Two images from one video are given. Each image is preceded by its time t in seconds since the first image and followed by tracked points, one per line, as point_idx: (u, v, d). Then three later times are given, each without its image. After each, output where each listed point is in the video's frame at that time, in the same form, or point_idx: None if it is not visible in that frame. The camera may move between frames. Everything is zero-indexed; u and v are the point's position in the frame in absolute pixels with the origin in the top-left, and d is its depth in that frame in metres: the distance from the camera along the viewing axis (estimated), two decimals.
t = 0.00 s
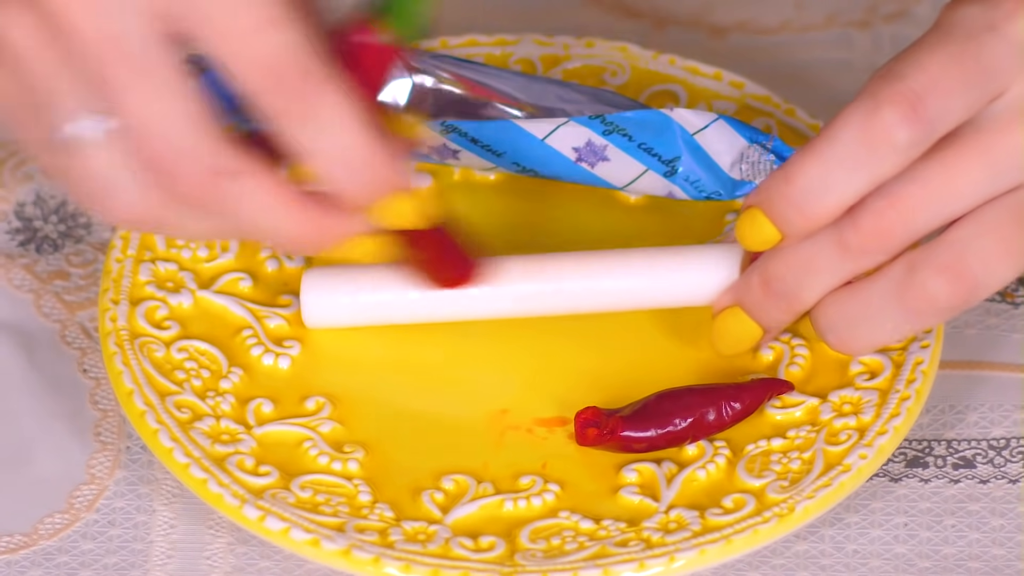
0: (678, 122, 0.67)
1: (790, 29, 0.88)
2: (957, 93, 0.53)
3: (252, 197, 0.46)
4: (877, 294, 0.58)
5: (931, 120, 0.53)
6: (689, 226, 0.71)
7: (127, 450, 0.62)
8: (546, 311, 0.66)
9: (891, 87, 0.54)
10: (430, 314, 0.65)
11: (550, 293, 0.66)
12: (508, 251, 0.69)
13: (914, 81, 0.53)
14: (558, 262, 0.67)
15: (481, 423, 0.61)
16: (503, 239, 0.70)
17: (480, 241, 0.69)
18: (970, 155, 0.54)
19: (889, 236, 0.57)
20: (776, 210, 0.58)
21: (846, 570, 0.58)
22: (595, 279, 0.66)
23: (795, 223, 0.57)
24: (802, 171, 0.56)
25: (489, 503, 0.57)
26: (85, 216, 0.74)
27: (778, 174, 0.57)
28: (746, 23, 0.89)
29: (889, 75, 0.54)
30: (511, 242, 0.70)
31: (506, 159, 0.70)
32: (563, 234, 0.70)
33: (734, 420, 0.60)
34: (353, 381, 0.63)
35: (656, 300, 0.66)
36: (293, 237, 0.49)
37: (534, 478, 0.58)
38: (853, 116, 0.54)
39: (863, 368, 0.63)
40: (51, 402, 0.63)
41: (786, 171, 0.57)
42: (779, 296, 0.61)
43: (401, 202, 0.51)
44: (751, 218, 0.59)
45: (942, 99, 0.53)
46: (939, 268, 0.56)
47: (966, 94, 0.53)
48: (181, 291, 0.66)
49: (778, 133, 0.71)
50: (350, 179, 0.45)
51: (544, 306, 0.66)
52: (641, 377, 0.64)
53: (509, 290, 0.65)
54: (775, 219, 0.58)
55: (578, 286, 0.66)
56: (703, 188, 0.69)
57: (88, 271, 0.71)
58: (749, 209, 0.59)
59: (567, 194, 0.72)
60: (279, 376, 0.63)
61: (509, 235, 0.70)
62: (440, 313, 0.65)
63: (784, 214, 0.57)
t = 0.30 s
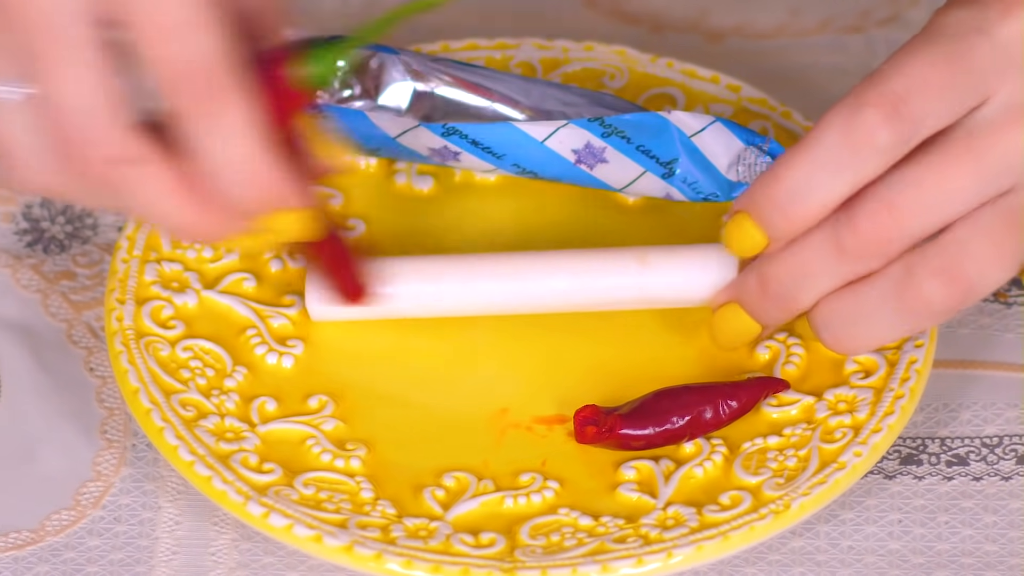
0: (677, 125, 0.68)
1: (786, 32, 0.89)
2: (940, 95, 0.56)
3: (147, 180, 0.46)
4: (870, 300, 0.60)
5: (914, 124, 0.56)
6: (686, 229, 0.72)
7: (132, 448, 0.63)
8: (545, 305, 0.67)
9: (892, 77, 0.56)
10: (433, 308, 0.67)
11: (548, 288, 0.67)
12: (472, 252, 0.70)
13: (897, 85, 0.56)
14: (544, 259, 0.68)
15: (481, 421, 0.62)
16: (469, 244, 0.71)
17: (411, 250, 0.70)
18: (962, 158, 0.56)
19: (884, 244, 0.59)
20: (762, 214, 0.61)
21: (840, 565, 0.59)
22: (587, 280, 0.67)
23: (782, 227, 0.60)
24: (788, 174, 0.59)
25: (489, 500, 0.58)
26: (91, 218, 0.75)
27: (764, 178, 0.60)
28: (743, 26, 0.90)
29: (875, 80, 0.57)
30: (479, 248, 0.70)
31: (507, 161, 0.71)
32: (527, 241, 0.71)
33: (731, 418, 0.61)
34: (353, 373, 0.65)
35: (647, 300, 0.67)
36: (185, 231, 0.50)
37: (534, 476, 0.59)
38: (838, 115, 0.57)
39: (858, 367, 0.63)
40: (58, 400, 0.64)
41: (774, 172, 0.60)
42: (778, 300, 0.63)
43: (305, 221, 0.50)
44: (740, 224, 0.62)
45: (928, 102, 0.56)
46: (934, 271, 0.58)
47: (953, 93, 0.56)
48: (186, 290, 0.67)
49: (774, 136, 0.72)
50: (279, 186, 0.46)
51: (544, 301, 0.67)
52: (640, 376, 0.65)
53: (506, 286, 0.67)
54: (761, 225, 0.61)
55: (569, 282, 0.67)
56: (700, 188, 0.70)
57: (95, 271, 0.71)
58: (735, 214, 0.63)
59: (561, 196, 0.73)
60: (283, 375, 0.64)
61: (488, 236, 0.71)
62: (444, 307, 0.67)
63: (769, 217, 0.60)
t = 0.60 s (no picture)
0: (673, 127, 0.69)
1: (782, 36, 0.90)
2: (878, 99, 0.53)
3: (78, 157, 0.54)
4: (882, 301, 0.56)
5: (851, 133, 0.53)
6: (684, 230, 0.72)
7: (138, 445, 0.64)
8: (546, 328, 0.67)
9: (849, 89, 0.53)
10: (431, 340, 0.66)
11: (543, 312, 0.66)
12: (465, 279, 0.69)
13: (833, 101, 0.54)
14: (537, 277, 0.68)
15: (482, 420, 0.63)
16: (471, 252, 0.71)
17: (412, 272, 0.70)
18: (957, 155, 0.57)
19: (882, 239, 0.54)
20: (718, 241, 0.60)
21: (835, 561, 0.60)
22: (589, 288, 0.66)
23: (743, 247, 0.59)
24: (741, 197, 0.58)
25: (490, 496, 0.59)
26: (98, 218, 0.76)
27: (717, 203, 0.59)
28: (739, 30, 0.91)
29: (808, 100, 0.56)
30: (483, 261, 0.70)
31: (507, 163, 0.72)
32: (529, 245, 0.71)
33: (728, 416, 0.62)
34: (357, 380, 0.65)
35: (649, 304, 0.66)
36: (115, 200, 0.56)
37: (534, 473, 0.60)
38: (774, 140, 0.56)
39: (853, 366, 0.64)
40: (65, 399, 0.65)
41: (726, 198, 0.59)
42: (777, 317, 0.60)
43: (224, 192, 0.56)
44: (700, 260, 0.61)
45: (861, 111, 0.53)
46: (940, 266, 0.53)
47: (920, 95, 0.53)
48: (191, 291, 0.68)
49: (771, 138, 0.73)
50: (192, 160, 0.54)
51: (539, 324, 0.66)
52: (639, 374, 0.66)
53: (501, 312, 0.66)
54: (722, 254, 0.60)
55: (558, 300, 0.66)
56: (697, 190, 0.72)
57: (101, 271, 0.73)
58: (694, 257, 0.62)
59: (558, 197, 0.74)
60: (286, 373, 0.65)
61: (488, 239, 0.72)
62: (443, 338, 0.66)
63: (726, 241, 0.59)
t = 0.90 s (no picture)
0: (671, 130, 0.70)
1: (779, 39, 0.91)
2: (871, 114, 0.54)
3: (129, 162, 0.53)
4: (871, 328, 0.60)
5: (844, 148, 0.55)
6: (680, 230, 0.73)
7: (144, 443, 0.65)
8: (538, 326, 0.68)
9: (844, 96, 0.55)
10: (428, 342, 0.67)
11: (539, 309, 0.67)
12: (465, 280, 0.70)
13: (826, 114, 0.55)
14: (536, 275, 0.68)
15: (483, 418, 0.64)
16: (474, 250, 0.72)
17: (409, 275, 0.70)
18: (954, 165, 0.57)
19: (874, 271, 0.57)
20: (705, 244, 0.60)
21: (830, 557, 0.60)
22: (590, 284, 0.67)
23: (733, 250, 0.60)
24: (732, 201, 0.59)
25: (490, 493, 0.60)
26: (104, 219, 0.77)
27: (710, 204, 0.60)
28: (736, 34, 0.92)
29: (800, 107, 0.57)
30: (483, 260, 0.72)
31: (507, 165, 0.73)
32: (528, 246, 0.72)
33: (725, 414, 0.63)
34: (354, 374, 0.66)
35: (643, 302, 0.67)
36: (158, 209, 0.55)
37: (533, 470, 0.61)
38: (767, 145, 0.58)
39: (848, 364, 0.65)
40: (72, 397, 0.66)
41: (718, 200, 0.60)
42: (769, 320, 0.63)
43: (263, 211, 0.54)
44: (687, 256, 0.61)
45: (856, 126, 0.55)
46: (930, 298, 0.57)
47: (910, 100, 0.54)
48: (196, 290, 0.69)
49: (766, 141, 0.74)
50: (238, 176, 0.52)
51: (534, 322, 0.67)
52: (637, 372, 0.67)
53: (496, 310, 0.67)
54: (710, 253, 0.60)
55: (554, 298, 0.67)
56: (695, 192, 0.72)
57: (108, 271, 0.73)
58: (682, 253, 0.62)
59: (556, 198, 0.75)
60: (289, 372, 0.66)
61: (489, 240, 0.73)
62: (439, 340, 0.67)
63: (717, 243, 0.60)
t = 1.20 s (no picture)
0: (668, 132, 0.71)
1: (776, 43, 0.92)
2: (897, 107, 0.56)
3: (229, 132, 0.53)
4: (864, 303, 0.62)
5: (866, 145, 0.57)
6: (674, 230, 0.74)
7: (149, 440, 0.66)
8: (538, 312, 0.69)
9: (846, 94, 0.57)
10: (435, 331, 0.68)
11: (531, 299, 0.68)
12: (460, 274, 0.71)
13: (850, 108, 0.57)
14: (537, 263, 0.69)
15: (483, 416, 0.65)
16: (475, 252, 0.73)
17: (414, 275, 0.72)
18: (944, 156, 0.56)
19: (873, 245, 0.59)
20: (715, 226, 0.63)
21: (825, 553, 0.62)
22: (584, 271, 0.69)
23: (740, 228, 0.62)
24: (746, 183, 0.61)
25: (491, 490, 0.61)
26: (111, 220, 0.77)
27: (721, 189, 0.62)
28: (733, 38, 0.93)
29: (823, 99, 0.58)
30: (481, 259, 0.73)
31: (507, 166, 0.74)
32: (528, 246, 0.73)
33: (721, 412, 0.64)
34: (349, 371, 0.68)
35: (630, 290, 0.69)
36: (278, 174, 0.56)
37: (533, 467, 0.62)
38: (789, 136, 0.59)
39: (842, 363, 0.66)
40: (79, 396, 0.67)
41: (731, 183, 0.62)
42: (764, 295, 0.65)
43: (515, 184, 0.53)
44: (692, 235, 0.64)
45: (875, 120, 0.56)
46: (924, 280, 0.59)
47: (920, 98, 0.56)
48: (201, 290, 0.70)
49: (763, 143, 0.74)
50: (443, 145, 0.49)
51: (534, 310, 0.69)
52: (633, 371, 0.68)
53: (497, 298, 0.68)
54: (716, 233, 0.63)
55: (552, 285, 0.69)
56: (692, 194, 0.73)
57: (114, 271, 0.74)
58: (684, 231, 0.64)
59: (554, 200, 0.77)
60: (292, 370, 0.67)
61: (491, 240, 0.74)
62: (441, 329, 0.68)
63: (727, 223, 0.62)
